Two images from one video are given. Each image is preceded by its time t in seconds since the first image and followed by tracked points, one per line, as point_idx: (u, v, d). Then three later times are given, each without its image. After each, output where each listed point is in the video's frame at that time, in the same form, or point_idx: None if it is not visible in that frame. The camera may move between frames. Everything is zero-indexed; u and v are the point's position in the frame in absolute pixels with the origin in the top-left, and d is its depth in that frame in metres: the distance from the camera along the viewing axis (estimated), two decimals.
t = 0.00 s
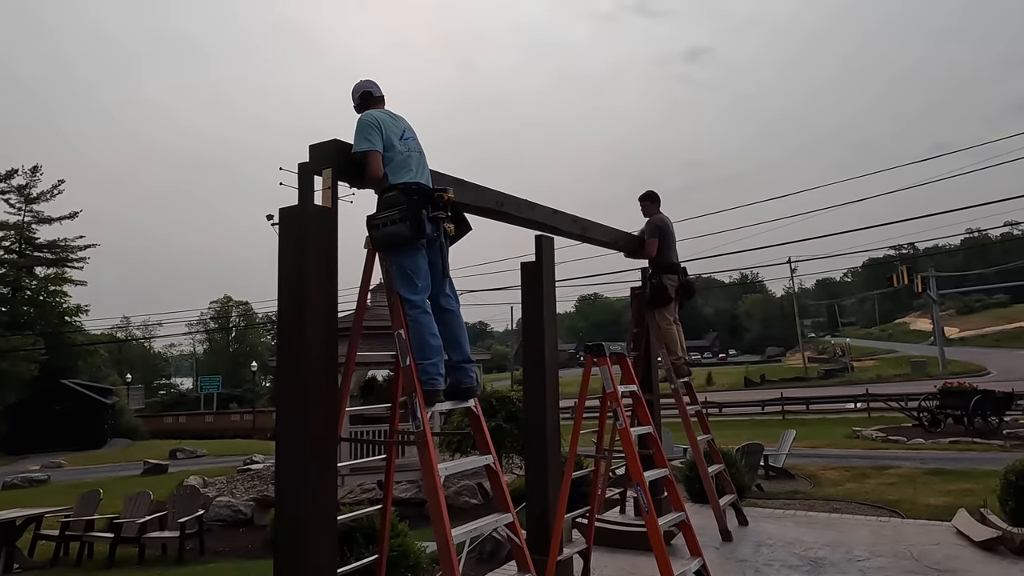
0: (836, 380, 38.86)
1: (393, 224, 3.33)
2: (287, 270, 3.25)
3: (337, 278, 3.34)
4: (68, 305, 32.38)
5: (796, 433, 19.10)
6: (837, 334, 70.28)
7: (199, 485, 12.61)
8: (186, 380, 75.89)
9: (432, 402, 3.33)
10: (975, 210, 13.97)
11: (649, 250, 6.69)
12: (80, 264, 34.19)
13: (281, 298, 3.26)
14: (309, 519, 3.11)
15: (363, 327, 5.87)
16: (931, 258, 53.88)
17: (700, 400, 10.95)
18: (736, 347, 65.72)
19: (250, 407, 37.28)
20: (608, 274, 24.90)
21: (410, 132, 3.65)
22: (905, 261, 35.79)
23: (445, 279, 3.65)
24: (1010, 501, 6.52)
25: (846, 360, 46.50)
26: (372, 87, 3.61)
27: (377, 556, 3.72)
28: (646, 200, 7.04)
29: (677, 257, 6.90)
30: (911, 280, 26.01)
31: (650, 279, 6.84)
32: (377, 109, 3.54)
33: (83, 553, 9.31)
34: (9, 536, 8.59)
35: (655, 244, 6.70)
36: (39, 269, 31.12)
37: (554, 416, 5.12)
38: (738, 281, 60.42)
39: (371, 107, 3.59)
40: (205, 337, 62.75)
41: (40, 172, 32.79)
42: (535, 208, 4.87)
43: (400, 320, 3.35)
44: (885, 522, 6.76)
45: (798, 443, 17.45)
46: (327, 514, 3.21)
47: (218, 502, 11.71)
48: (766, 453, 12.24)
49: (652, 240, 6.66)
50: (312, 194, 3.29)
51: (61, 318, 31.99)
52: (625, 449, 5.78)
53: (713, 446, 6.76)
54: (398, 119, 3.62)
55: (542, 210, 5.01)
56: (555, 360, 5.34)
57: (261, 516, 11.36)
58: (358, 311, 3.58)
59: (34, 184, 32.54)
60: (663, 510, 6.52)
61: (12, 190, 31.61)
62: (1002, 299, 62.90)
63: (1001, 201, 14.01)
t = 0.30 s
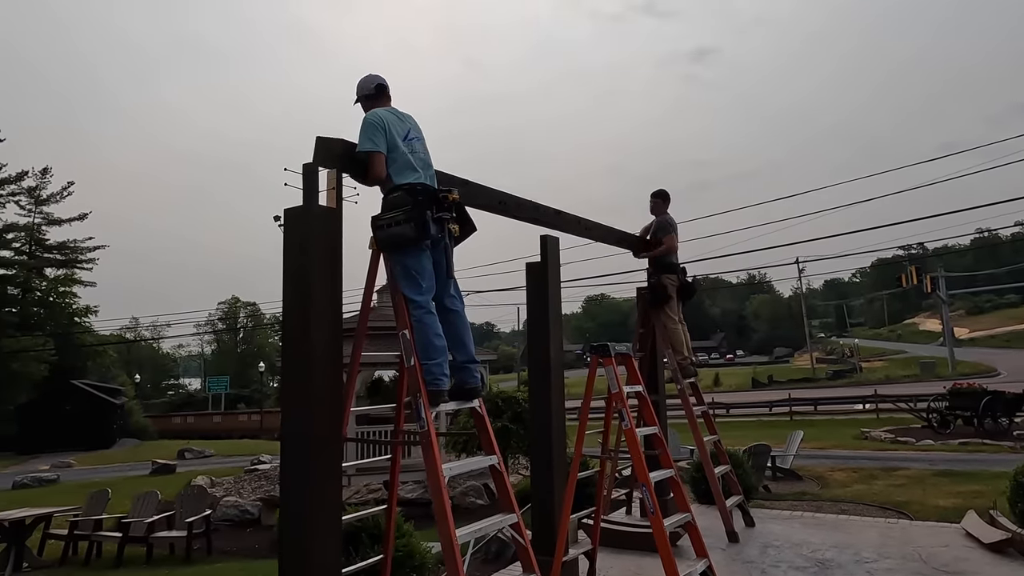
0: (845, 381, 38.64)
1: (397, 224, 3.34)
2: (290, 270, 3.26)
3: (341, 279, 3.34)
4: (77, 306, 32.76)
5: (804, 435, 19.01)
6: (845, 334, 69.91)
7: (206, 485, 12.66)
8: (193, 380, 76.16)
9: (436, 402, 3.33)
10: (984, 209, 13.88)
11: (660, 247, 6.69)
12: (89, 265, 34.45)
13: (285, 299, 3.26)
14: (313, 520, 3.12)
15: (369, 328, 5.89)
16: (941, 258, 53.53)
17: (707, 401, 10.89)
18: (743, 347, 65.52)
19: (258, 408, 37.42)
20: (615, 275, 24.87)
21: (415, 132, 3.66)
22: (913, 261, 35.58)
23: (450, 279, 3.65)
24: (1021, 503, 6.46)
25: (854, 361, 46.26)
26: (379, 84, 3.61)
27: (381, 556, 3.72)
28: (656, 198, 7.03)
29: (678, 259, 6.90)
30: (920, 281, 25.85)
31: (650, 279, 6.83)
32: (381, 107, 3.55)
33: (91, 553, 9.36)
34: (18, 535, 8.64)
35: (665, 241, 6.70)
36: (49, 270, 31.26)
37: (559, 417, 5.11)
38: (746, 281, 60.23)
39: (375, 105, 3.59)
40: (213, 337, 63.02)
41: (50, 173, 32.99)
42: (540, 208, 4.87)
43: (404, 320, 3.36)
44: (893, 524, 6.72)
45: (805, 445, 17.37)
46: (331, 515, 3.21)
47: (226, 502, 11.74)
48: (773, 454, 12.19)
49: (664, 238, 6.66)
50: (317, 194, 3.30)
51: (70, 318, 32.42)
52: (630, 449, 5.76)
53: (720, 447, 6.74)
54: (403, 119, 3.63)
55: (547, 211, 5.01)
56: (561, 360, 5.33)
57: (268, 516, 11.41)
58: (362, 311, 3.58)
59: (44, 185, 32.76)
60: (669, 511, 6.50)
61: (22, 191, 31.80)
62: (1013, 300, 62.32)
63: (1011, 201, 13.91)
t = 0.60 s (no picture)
0: (853, 383, 38.45)
1: (399, 224, 3.34)
2: (297, 272, 3.26)
3: (348, 280, 3.35)
4: (85, 308, 32.98)
5: (812, 437, 18.92)
6: (853, 336, 69.58)
7: (213, 486, 12.70)
8: (201, 382, 76.44)
9: (442, 403, 3.32)
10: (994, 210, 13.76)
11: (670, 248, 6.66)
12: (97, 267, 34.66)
13: (292, 299, 3.26)
14: (319, 521, 3.11)
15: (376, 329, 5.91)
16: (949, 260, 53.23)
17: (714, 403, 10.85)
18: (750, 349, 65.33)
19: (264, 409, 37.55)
20: (622, 276, 24.82)
21: (415, 132, 3.65)
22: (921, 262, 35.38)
23: (455, 278, 3.64)
24: None
25: (862, 363, 46.07)
26: (379, 83, 3.59)
27: (387, 557, 3.71)
28: (666, 199, 7.02)
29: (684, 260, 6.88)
30: (929, 282, 25.70)
31: (657, 280, 6.80)
32: (381, 106, 3.54)
33: (99, 553, 9.39)
34: (27, 536, 8.68)
35: (675, 243, 6.69)
36: (58, 272, 31.42)
37: (565, 419, 5.09)
38: (752, 283, 60.05)
39: (376, 104, 3.57)
40: (220, 339, 63.26)
41: (59, 176, 33.22)
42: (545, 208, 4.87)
43: (410, 321, 3.35)
44: (903, 527, 6.66)
45: (813, 447, 17.29)
46: (336, 516, 3.21)
47: (232, 503, 11.75)
48: (781, 456, 12.14)
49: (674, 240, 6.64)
50: (322, 196, 3.30)
51: (78, 320, 32.56)
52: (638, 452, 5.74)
53: (727, 449, 6.70)
54: (404, 118, 3.61)
55: (552, 211, 5.01)
56: (568, 362, 5.31)
57: (275, 517, 11.44)
58: (368, 312, 3.58)
59: (53, 188, 32.98)
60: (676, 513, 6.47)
61: (31, 195, 32.01)
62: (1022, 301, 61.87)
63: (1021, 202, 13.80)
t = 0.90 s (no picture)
0: (859, 386, 38.25)
1: (414, 226, 3.33)
2: (307, 273, 3.25)
3: (357, 281, 3.33)
4: (92, 311, 33.08)
5: (819, 440, 18.83)
6: (859, 338, 69.30)
7: (219, 488, 12.70)
8: (206, 384, 76.63)
9: (453, 406, 3.30)
10: (1002, 212, 13.68)
11: (671, 251, 6.62)
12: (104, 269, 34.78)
13: (302, 301, 3.25)
14: (329, 525, 3.10)
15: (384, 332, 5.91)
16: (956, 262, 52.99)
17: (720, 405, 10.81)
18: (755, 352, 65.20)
19: (269, 412, 37.59)
20: (628, 278, 24.76)
21: (432, 133, 3.65)
22: (928, 265, 35.22)
23: (465, 281, 3.63)
24: None
25: (869, 366, 45.90)
26: (395, 81, 3.60)
27: (397, 561, 3.69)
28: (671, 201, 6.99)
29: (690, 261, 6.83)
30: (936, 285, 25.57)
31: (664, 283, 6.77)
32: (398, 106, 3.53)
33: (106, 556, 9.39)
34: (35, 538, 8.70)
35: (676, 246, 6.63)
36: (65, 275, 31.55)
37: (574, 422, 5.07)
38: (757, 285, 59.89)
39: (392, 104, 3.58)
40: (225, 342, 63.37)
41: (66, 180, 33.34)
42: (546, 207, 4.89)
43: (421, 322, 3.35)
44: (913, 531, 6.61)
45: (820, 450, 17.20)
46: (348, 520, 3.20)
47: (238, 506, 11.74)
48: (788, 459, 12.09)
49: (675, 243, 6.59)
50: (334, 197, 3.30)
51: (85, 323, 32.63)
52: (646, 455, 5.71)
53: (736, 451, 6.67)
54: (421, 119, 3.62)
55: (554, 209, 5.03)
56: (576, 364, 5.30)
57: (281, 520, 11.44)
58: (378, 314, 3.57)
59: (60, 191, 33.08)
60: (685, 516, 6.44)
61: (38, 198, 32.15)
62: None
63: None
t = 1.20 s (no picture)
0: (864, 387, 38.13)
1: (428, 225, 3.32)
2: (323, 273, 3.23)
3: (372, 281, 3.31)
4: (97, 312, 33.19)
5: (826, 442, 18.73)
6: (863, 339, 69.07)
7: (227, 489, 12.72)
8: (211, 386, 76.81)
9: (469, 407, 3.27)
10: (1010, 212, 13.62)
11: (676, 253, 6.57)
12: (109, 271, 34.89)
13: (318, 301, 3.23)
14: (344, 527, 3.07)
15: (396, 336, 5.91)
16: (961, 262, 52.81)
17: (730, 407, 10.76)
18: (759, 353, 65.11)
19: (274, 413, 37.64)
20: (632, 279, 24.75)
21: (443, 134, 3.64)
22: (933, 265, 35.10)
23: (481, 281, 3.61)
24: None
25: (874, 367, 45.76)
26: (411, 81, 3.59)
27: (410, 564, 3.66)
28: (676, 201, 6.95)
29: (698, 262, 6.77)
30: (942, 286, 25.47)
31: (673, 285, 6.73)
32: (415, 108, 3.52)
33: (115, 557, 9.39)
34: (44, 539, 8.66)
35: (680, 248, 6.58)
36: (70, 276, 31.64)
37: (586, 423, 5.04)
38: (761, 286, 59.76)
39: (406, 104, 3.57)
40: (230, 343, 63.52)
41: (71, 182, 33.48)
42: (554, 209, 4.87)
43: (437, 323, 3.33)
44: (927, 534, 6.57)
45: (827, 452, 17.12)
46: (363, 521, 3.17)
47: (246, 507, 11.73)
48: (796, 460, 12.04)
49: (679, 245, 6.55)
50: (350, 197, 3.28)
51: (91, 324, 32.74)
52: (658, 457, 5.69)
53: (748, 453, 6.62)
54: (433, 120, 3.61)
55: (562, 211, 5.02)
56: (588, 364, 5.27)
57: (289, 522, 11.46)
58: (393, 315, 3.55)
59: (66, 193, 33.22)
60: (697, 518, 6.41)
61: (44, 199, 32.28)
62: None
63: None
